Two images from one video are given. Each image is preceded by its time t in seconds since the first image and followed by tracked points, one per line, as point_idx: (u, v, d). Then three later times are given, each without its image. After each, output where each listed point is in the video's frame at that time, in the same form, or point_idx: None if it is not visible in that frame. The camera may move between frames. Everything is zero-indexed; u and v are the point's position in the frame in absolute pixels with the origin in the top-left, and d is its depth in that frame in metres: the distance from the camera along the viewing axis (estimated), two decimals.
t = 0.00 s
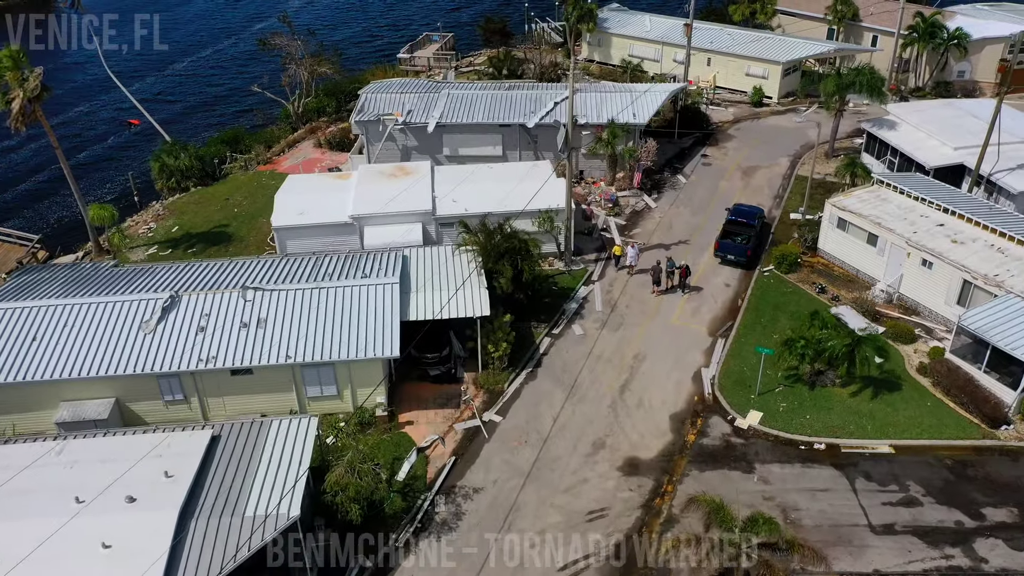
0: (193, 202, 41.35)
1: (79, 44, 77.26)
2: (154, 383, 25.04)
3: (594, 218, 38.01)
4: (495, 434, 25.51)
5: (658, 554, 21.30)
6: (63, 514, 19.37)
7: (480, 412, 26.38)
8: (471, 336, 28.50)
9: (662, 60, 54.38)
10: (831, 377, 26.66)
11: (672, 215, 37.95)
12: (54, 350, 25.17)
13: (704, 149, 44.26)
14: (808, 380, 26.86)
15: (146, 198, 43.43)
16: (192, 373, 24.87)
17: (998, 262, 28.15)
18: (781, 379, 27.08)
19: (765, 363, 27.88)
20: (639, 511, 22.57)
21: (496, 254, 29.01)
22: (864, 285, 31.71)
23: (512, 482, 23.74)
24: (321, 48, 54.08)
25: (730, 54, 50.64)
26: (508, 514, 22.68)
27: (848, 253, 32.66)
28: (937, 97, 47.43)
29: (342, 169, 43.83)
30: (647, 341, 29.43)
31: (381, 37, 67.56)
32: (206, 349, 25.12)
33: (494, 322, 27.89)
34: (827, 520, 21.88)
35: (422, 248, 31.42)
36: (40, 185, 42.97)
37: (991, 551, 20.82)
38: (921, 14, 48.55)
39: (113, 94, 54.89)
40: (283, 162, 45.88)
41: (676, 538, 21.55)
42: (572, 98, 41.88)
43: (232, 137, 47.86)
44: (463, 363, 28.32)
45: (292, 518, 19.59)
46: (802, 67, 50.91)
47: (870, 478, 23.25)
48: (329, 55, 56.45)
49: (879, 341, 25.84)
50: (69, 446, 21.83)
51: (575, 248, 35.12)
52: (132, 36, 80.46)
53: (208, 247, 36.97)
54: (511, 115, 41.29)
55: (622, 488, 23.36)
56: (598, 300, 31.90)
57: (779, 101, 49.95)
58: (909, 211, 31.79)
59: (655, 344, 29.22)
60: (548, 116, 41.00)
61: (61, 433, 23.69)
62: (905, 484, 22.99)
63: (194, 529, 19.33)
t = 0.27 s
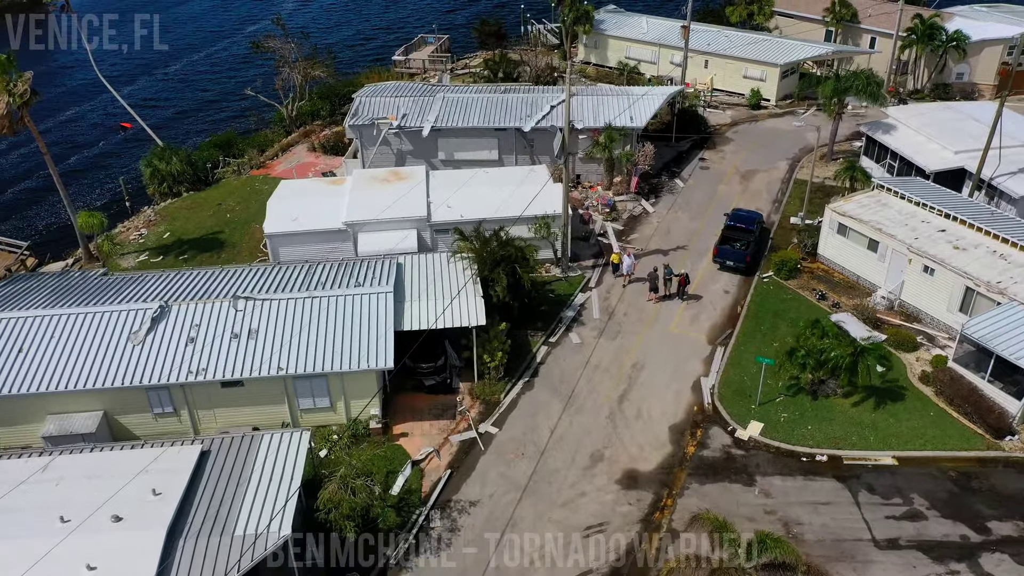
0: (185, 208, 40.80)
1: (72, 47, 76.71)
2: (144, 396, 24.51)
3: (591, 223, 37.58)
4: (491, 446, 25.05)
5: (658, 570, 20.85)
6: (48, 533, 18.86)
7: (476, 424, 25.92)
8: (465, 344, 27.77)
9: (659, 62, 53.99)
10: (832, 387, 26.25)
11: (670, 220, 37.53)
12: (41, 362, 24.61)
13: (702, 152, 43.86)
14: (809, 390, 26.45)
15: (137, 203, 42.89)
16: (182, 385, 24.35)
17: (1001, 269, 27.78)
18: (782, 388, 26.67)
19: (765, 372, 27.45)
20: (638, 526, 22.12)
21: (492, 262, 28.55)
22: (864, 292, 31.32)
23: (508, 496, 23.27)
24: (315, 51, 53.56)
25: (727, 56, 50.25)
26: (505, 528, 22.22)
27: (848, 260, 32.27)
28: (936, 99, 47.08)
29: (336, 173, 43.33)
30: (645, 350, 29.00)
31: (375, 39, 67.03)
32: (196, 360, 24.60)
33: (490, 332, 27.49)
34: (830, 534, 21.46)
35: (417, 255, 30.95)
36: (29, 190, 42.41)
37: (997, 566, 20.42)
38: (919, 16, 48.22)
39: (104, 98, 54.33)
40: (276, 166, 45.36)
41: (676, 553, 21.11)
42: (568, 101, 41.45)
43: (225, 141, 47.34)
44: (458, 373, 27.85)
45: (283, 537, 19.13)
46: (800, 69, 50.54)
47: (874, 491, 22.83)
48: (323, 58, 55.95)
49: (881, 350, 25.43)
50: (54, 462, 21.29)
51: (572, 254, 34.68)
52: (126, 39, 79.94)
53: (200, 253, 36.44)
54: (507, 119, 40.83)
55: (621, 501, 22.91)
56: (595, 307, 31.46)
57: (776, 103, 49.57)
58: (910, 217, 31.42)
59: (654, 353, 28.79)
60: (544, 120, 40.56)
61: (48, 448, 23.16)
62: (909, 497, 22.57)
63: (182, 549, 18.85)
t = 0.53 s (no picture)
0: (179, 212, 40.30)
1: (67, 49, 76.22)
2: (133, 408, 24.03)
3: (590, 228, 37.12)
4: (488, 458, 24.59)
5: None
6: (33, 553, 18.36)
7: (473, 435, 25.45)
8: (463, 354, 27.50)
9: (657, 64, 53.56)
10: (835, 397, 25.82)
11: (669, 224, 37.08)
12: (28, 373, 24.10)
13: (701, 156, 43.42)
14: (811, 399, 26.03)
15: (130, 207, 42.38)
16: (172, 397, 23.87)
17: (1005, 275, 27.36)
18: (784, 398, 26.24)
19: (766, 381, 27.01)
20: (638, 540, 21.66)
21: (489, 269, 28.07)
22: (867, 298, 30.91)
23: (506, 509, 22.80)
24: (311, 53, 53.06)
25: (726, 58, 49.82)
26: (502, 543, 21.76)
27: (850, 265, 31.85)
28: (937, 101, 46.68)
29: (332, 177, 42.85)
30: (645, 358, 28.54)
31: (372, 41, 66.54)
32: (187, 372, 24.11)
33: (487, 340, 26.91)
34: (833, 549, 21.01)
35: (412, 262, 30.47)
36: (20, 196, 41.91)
37: None
38: (920, 17, 47.82)
39: (98, 101, 53.82)
40: (271, 169, 44.86)
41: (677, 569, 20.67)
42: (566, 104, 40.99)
43: (220, 144, 46.84)
44: (455, 382, 27.39)
45: (274, 557, 18.68)
46: (799, 71, 50.10)
47: (878, 504, 22.39)
48: (319, 60, 55.46)
49: (884, 360, 24.98)
50: (40, 477, 20.78)
51: (570, 260, 34.23)
52: (121, 42, 79.49)
53: (193, 259, 35.94)
54: (505, 122, 40.37)
55: (621, 515, 22.45)
56: (594, 314, 31.01)
57: (776, 105, 49.14)
58: (913, 222, 31.00)
59: (653, 361, 28.33)
60: (542, 123, 40.09)
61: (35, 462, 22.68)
62: (914, 510, 22.13)
63: (170, 570, 18.39)
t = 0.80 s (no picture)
0: (172, 218, 39.77)
1: (61, 51, 75.64)
2: (122, 421, 23.53)
3: (588, 234, 36.68)
4: (485, 471, 24.11)
5: None
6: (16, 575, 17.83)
7: (469, 446, 24.98)
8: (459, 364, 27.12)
9: (656, 66, 53.13)
10: (838, 407, 25.40)
11: (668, 229, 36.63)
12: (14, 385, 23.57)
13: (700, 159, 42.99)
14: (813, 409, 25.61)
15: (123, 212, 41.84)
16: (162, 410, 23.37)
17: (1010, 282, 26.94)
18: (786, 408, 25.80)
19: (768, 390, 26.55)
20: (638, 556, 21.21)
21: (486, 277, 27.60)
22: (868, 305, 30.48)
23: (503, 524, 22.34)
24: (306, 55, 52.56)
25: (725, 60, 49.39)
26: (499, 559, 21.29)
27: (852, 271, 31.42)
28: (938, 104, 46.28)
29: (327, 182, 42.36)
30: (644, 367, 28.09)
31: (368, 43, 66.08)
32: (177, 383, 23.61)
33: (483, 350, 26.50)
34: (837, 565, 20.57)
35: (408, 269, 30.00)
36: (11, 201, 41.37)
37: None
38: (920, 19, 47.44)
39: (91, 104, 53.29)
40: (266, 174, 44.32)
41: None
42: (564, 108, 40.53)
43: (214, 148, 46.33)
44: (451, 392, 26.93)
45: None
46: (799, 73, 49.68)
47: (882, 517, 21.95)
48: (314, 63, 54.97)
49: (888, 370, 24.54)
50: (25, 494, 20.25)
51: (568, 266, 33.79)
52: (116, 44, 78.98)
53: (186, 265, 35.43)
54: (501, 126, 39.90)
55: (620, 529, 22.00)
56: (592, 322, 30.56)
57: (776, 108, 48.71)
58: (916, 228, 30.58)
59: (653, 370, 27.88)
60: (540, 127, 39.63)
61: (21, 477, 22.17)
62: (919, 524, 21.70)
63: None
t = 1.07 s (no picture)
0: (164, 223, 39.29)
1: (55, 53, 75.08)
2: (110, 433, 23.03)
3: (586, 239, 36.21)
4: (481, 483, 23.64)
5: None
6: None
7: (465, 458, 24.51)
8: (455, 373, 26.66)
9: (654, 68, 52.72)
10: (840, 417, 24.96)
11: (667, 235, 36.19)
12: None
13: (699, 163, 42.57)
14: (815, 420, 25.16)
15: (115, 217, 41.35)
16: (151, 422, 22.87)
17: (1014, 290, 26.51)
18: (787, 419, 25.36)
19: (769, 400, 26.11)
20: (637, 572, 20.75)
21: (482, 285, 27.11)
22: (870, 312, 30.06)
23: (499, 539, 21.86)
24: (301, 57, 52.08)
25: (724, 62, 48.99)
26: None
27: (853, 278, 30.99)
28: (939, 106, 45.90)
29: (322, 186, 41.88)
30: (643, 376, 27.64)
31: (364, 45, 65.64)
32: (167, 395, 23.11)
33: (479, 360, 26.01)
34: None
35: (403, 276, 29.54)
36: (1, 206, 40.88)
37: None
38: (921, 21, 47.06)
39: (83, 108, 52.79)
40: (260, 178, 43.84)
41: None
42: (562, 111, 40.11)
43: (208, 151, 45.85)
44: (446, 403, 26.48)
45: None
46: (798, 76, 49.27)
47: (886, 532, 21.50)
48: (310, 65, 54.51)
49: (891, 380, 24.07)
50: (9, 511, 19.74)
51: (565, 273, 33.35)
52: (111, 45, 78.46)
53: (178, 272, 34.93)
54: (498, 130, 39.45)
55: (619, 544, 21.53)
56: (590, 330, 30.11)
57: (775, 110, 48.32)
58: (918, 233, 30.16)
59: (652, 379, 27.43)
60: (537, 131, 39.21)
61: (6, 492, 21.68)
62: (923, 538, 21.25)
63: None
